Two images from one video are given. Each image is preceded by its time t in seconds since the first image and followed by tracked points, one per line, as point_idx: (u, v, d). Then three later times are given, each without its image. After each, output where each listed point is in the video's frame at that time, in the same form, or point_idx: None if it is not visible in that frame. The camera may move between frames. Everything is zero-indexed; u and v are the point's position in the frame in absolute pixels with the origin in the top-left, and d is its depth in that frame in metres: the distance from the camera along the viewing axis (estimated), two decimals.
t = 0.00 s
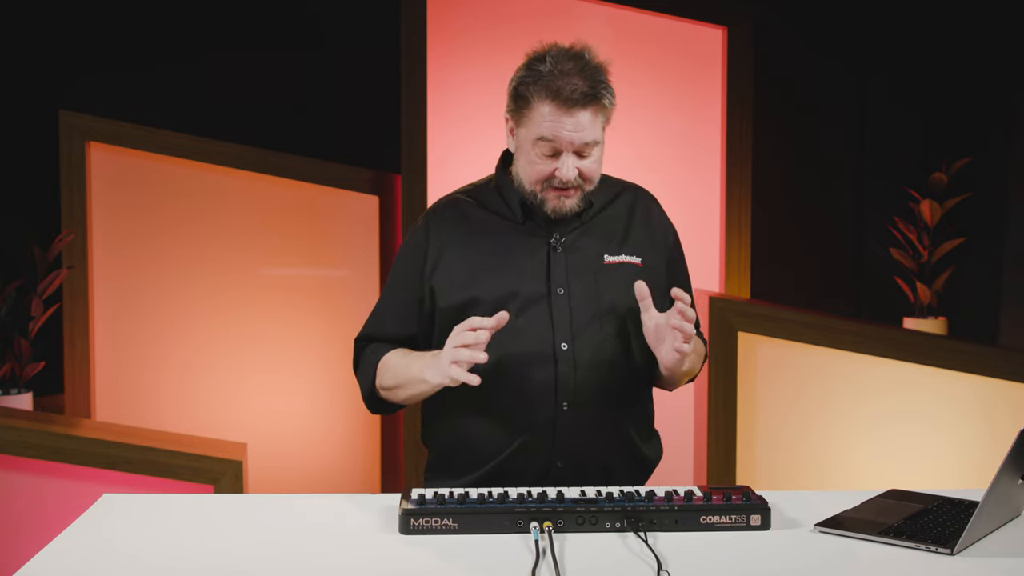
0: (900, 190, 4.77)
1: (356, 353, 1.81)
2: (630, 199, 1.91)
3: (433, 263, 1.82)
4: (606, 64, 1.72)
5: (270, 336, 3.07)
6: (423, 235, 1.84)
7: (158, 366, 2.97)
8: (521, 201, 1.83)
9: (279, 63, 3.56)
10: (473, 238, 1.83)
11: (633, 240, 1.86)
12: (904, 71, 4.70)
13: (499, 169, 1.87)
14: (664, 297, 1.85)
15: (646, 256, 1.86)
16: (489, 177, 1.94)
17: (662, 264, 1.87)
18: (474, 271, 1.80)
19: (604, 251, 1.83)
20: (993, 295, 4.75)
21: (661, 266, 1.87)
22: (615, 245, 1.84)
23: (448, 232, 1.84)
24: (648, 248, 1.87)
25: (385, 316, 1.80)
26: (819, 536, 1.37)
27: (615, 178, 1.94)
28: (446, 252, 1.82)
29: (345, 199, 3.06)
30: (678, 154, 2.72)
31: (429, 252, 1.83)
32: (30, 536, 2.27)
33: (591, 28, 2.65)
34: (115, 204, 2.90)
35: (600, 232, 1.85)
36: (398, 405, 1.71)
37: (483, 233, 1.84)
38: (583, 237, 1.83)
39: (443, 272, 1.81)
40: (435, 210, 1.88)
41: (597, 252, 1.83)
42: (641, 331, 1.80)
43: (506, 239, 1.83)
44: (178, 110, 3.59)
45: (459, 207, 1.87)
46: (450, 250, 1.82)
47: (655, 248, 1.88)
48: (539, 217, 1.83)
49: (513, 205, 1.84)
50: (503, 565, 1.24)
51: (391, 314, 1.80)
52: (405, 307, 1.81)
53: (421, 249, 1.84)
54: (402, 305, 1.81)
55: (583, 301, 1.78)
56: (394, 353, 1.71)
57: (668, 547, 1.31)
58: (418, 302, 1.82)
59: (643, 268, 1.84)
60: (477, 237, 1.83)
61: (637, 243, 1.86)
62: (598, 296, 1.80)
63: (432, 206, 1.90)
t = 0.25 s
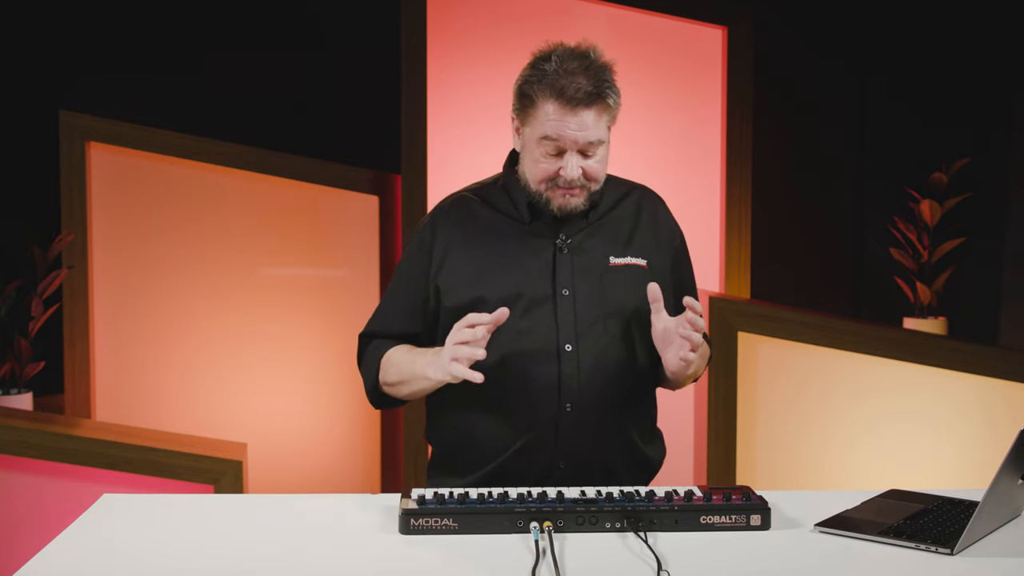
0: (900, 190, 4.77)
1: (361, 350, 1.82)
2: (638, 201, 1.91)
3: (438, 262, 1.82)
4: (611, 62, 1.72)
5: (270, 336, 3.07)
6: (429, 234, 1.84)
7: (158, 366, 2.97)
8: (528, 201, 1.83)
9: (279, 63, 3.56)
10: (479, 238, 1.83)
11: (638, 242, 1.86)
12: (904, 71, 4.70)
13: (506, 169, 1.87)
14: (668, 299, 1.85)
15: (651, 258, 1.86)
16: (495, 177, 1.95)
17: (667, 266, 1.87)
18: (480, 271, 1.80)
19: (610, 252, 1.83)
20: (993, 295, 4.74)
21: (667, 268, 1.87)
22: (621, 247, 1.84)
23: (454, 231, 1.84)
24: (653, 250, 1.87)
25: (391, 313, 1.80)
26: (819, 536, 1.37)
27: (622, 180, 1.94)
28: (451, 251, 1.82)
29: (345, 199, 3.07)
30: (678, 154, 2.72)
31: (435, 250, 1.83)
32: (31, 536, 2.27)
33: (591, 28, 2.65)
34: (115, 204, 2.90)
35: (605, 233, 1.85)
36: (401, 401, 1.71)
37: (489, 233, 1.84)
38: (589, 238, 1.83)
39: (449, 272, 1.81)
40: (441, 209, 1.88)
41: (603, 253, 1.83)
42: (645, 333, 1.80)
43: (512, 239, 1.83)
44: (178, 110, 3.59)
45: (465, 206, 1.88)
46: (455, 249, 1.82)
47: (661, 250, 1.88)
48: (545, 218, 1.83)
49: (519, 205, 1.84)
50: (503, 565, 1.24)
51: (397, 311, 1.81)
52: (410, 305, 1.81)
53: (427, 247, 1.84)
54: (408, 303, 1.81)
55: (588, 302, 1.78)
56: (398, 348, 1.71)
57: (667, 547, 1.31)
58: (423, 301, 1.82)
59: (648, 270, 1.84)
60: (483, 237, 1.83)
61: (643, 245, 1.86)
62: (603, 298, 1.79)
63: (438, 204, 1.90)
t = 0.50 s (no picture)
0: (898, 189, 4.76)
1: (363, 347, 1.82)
2: (641, 201, 1.91)
3: (440, 260, 1.82)
4: (610, 59, 1.73)
5: (269, 336, 3.07)
6: (431, 232, 1.84)
7: (158, 365, 2.97)
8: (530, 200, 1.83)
9: (279, 63, 3.56)
10: (481, 237, 1.83)
11: (641, 241, 1.86)
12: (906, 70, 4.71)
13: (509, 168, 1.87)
14: (670, 299, 1.85)
15: (653, 258, 1.86)
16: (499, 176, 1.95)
17: (670, 266, 1.87)
18: (481, 270, 1.80)
19: (611, 252, 1.83)
20: (993, 295, 4.74)
21: (669, 268, 1.87)
22: (623, 246, 1.84)
23: (456, 228, 1.84)
24: (655, 250, 1.87)
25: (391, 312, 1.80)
26: (819, 536, 1.37)
27: (625, 180, 1.94)
28: (453, 249, 1.83)
29: (345, 199, 3.07)
30: (678, 154, 2.72)
31: (437, 249, 1.83)
32: (31, 535, 2.27)
33: (591, 28, 2.65)
34: (115, 204, 2.90)
35: (607, 233, 1.85)
36: (405, 396, 1.71)
37: (490, 232, 1.84)
38: (589, 238, 1.83)
39: (450, 270, 1.81)
40: (443, 208, 1.88)
41: (605, 253, 1.83)
42: (647, 332, 1.80)
43: (514, 238, 1.83)
44: (178, 110, 3.59)
45: (468, 205, 1.88)
46: (457, 248, 1.83)
47: (663, 250, 1.87)
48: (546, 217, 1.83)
49: (522, 205, 1.85)
50: (503, 565, 1.24)
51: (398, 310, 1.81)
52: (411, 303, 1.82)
53: (430, 245, 1.84)
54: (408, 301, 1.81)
55: (588, 301, 1.78)
56: (398, 345, 1.70)
57: (668, 547, 1.31)
58: (424, 300, 1.82)
59: (649, 270, 1.84)
60: (485, 236, 1.83)
61: (644, 245, 1.86)
62: (604, 297, 1.79)
63: (441, 203, 1.90)
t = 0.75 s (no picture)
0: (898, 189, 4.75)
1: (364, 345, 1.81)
2: (638, 197, 1.91)
3: (438, 259, 1.83)
4: (606, 56, 1.74)
5: (269, 335, 3.07)
6: (429, 231, 1.84)
7: (158, 365, 2.97)
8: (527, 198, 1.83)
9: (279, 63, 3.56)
10: (479, 235, 1.83)
11: (638, 238, 1.86)
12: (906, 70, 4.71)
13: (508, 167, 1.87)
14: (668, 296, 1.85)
15: (651, 254, 1.86)
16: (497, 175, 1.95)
17: (668, 263, 1.87)
18: (478, 268, 1.80)
19: (608, 249, 1.83)
20: (993, 295, 4.74)
21: (667, 265, 1.87)
22: (620, 244, 1.84)
23: (454, 227, 1.85)
24: (652, 246, 1.86)
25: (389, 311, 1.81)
26: (819, 536, 1.37)
27: (623, 177, 1.94)
28: (451, 248, 1.83)
29: (345, 199, 3.07)
30: (678, 154, 2.72)
31: (435, 248, 1.83)
32: (31, 536, 2.27)
33: (591, 28, 2.64)
34: (115, 204, 2.90)
35: (604, 231, 1.85)
36: (406, 393, 1.71)
37: (488, 230, 1.84)
38: (587, 235, 1.83)
39: (448, 268, 1.81)
40: (441, 207, 1.88)
41: (602, 250, 1.83)
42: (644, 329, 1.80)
43: (511, 236, 1.83)
44: (178, 110, 3.59)
45: (465, 204, 1.88)
46: (455, 246, 1.83)
47: (661, 247, 1.87)
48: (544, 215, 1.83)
49: (520, 203, 1.84)
50: (503, 565, 1.24)
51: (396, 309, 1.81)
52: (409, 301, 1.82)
53: (428, 244, 1.84)
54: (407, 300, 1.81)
55: (585, 298, 1.78)
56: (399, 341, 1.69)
57: (668, 547, 1.31)
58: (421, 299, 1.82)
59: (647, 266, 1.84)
60: (483, 235, 1.83)
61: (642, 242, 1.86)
62: (601, 294, 1.79)
63: (439, 202, 1.91)
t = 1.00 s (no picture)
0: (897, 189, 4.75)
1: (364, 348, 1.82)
2: (632, 192, 1.90)
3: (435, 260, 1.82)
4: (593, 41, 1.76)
5: (269, 335, 3.07)
6: (426, 231, 1.84)
7: (158, 365, 2.97)
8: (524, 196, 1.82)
9: (279, 63, 3.56)
10: (475, 235, 1.83)
11: (634, 233, 1.86)
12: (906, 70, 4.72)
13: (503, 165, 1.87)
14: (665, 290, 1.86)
15: (647, 249, 1.86)
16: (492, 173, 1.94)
17: (662, 258, 1.87)
18: (474, 268, 1.80)
19: (605, 246, 1.83)
20: (993, 295, 4.74)
21: (663, 259, 1.87)
22: (616, 240, 1.84)
23: (450, 227, 1.84)
24: (648, 241, 1.86)
25: (386, 313, 1.81)
26: (819, 536, 1.37)
27: (616, 171, 1.93)
28: (447, 248, 1.82)
29: (345, 199, 3.07)
30: (678, 154, 2.72)
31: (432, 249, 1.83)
32: (31, 536, 2.27)
33: (591, 28, 2.65)
34: (115, 205, 2.90)
35: (600, 227, 1.84)
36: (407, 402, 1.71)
37: (485, 228, 1.83)
38: (583, 232, 1.83)
39: (445, 269, 1.81)
40: (437, 207, 1.88)
41: (598, 247, 1.82)
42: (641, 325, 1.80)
43: (507, 234, 1.82)
44: (178, 110, 3.59)
45: (461, 203, 1.87)
46: (452, 246, 1.82)
47: (656, 241, 1.87)
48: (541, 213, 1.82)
49: (517, 200, 1.83)
50: (503, 565, 1.24)
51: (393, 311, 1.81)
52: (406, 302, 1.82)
53: (425, 245, 1.83)
54: (404, 301, 1.81)
55: (583, 296, 1.78)
56: (399, 357, 1.71)
57: (668, 547, 1.31)
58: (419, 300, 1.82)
59: (644, 262, 1.84)
60: (480, 233, 1.83)
61: (637, 237, 1.86)
62: (599, 291, 1.79)
63: (435, 202, 1.90)
